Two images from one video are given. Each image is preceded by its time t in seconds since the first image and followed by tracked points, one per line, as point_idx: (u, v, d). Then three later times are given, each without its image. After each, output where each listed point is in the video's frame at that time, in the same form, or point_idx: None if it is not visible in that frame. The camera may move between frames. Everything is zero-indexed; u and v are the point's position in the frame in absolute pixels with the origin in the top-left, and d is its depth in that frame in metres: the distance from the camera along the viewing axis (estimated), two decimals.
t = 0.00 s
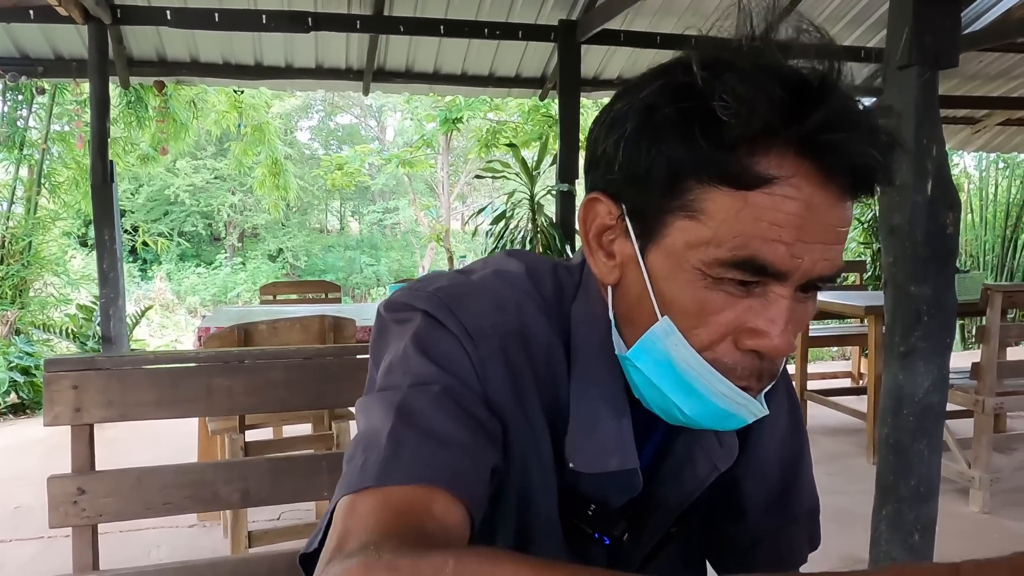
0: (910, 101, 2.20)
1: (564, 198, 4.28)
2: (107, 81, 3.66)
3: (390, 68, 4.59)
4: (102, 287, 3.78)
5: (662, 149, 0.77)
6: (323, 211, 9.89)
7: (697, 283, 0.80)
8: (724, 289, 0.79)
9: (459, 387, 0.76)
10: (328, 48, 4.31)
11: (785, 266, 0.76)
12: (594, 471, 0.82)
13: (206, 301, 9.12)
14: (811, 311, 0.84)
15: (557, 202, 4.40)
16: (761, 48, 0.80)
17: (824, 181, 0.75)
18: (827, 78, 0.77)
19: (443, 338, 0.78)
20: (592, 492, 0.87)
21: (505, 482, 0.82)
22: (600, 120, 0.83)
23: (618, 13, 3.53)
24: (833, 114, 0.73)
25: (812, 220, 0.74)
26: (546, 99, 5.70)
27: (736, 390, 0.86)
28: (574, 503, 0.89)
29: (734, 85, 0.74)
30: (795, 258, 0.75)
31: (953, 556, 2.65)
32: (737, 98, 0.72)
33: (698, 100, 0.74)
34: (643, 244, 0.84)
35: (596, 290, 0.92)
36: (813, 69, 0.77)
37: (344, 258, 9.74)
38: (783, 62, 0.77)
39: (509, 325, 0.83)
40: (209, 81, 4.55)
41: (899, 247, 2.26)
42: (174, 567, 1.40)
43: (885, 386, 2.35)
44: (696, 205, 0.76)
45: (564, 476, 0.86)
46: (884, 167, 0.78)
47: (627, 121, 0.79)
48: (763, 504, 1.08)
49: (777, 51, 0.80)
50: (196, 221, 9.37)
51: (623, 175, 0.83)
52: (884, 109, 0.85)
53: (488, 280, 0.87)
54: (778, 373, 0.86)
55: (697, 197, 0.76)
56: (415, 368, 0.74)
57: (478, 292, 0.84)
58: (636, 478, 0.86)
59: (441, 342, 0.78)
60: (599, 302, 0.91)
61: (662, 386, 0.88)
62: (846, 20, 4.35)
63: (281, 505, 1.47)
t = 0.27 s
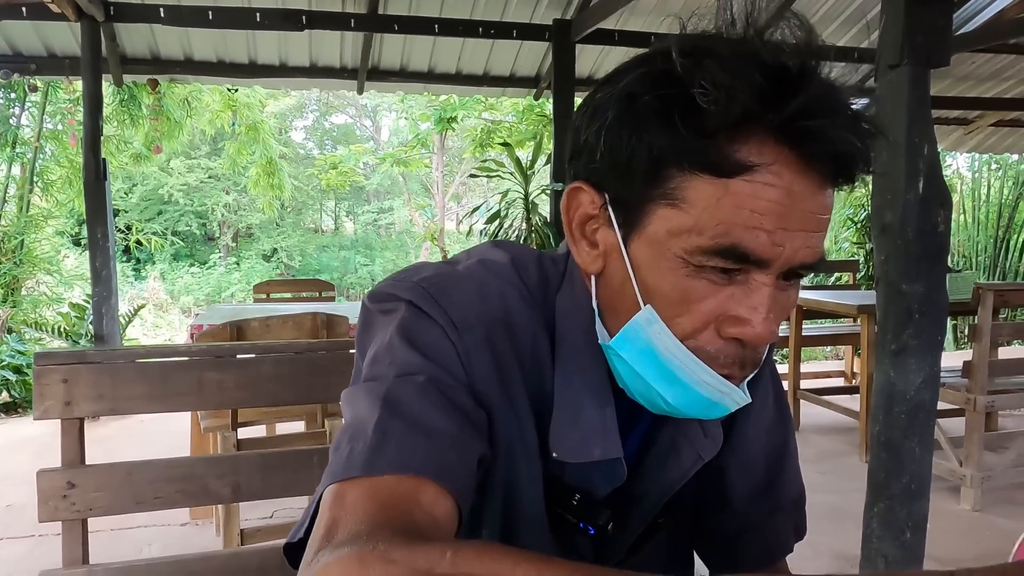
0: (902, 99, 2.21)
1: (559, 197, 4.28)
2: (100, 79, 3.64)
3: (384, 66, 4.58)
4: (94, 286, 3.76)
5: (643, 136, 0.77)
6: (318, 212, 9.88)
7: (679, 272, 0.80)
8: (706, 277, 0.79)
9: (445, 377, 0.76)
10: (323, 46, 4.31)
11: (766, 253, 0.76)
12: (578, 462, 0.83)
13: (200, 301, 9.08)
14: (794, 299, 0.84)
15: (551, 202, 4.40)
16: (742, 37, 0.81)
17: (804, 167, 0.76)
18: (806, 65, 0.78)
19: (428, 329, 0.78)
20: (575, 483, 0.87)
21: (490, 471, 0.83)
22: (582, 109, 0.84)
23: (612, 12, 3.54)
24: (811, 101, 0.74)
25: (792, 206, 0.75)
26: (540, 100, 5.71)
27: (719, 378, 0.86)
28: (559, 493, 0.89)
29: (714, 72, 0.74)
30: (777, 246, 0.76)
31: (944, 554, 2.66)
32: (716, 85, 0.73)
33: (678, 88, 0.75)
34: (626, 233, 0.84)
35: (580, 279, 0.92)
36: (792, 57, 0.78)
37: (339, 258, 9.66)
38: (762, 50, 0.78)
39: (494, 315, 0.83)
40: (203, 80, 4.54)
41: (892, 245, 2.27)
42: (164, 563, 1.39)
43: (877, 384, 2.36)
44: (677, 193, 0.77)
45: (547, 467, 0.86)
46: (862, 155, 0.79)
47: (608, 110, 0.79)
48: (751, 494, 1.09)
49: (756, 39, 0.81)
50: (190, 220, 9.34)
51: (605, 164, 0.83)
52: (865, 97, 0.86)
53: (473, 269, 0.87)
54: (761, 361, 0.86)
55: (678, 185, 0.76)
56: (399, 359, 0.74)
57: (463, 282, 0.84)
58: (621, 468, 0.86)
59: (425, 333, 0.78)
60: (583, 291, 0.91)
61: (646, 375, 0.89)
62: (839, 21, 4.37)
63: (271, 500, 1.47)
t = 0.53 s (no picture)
0: (894, 96, 2.22)
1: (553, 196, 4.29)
2: (93, 75, 3.63)
3: (379, 64, 4.58)
4: (87, 283, 3.74)
5: (632, 122, 0.78)
6: (313, 210, 9.86)
7: (667, 259, 0.80)
8: (694, 264, 0.79)
9: (440, 360, 0.76)
10: (318, 44, 4.30)
11: (754, 240, 0.76)
12: (567, 450, 0.83)
13: (193, 299, 9.05)
14: (781, 287, 0.85)
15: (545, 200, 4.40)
16: (731, 26, 0.81)
17: (790, 154, 0.76)
18: (792, 54, 0.78)
19: (422, 313, 0.78)
20: (564, 470, 0.87)
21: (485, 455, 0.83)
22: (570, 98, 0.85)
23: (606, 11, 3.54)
24: (798, 87, 0.75)
25: (779, 193, 0.75)
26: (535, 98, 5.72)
27: (706, 366, 0.87)
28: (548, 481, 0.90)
29: (701, 59, 0.75)
30: (764, 233, 0.76)
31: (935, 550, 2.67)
32: (704, 72, 0.73)
33: (666, 75, 0.75)
34: (614, 221, 0.85)
35: (570, 268, 0.93)
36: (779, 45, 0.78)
37: (333, 257, 9.66)
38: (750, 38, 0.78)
39: (485, 301, 0.84)
40: (197, 76, 4.53)
41: (882, 242, 2.28)
42: (155, 557, 1.41)
43: (868, 380, 2.37)
44: (664, 180, 0.77)
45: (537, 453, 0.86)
46: (848, 142, 0.80)
47: (596, 98, 0.80)
48: (739, 483, 1.09)
49: (743, 28, 0.81)
50: (184, 218, 9.30)
51: (594, 152, 0.84)
52: (852, 86, 0.86)
53: (462, 257, 0.88)
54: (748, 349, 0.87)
55: (665, 172, 0.77)
56: (395, 342, 0.74)
57: (453, 269, 0.85)
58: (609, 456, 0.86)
59: (418, 318, 0.78)
60: (571, 279, 0.92)
61: (634, 364, 0.89)
62: (832, 21, 4.39)
63: (263, 492, 1.47)
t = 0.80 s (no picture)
0: (887, 99, 2.24)
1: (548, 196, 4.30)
2: (88, 74, 3.63)
3: (374, 64, 4.58)
4: (82, 281, 3.74)
5: (628, 128, 0.79)
6: (308, 210, 9.86)
7: (662, 262, 0.82)
8: (688, 267, 0.80)
9: (451, 357, 0.77)
10: (314, 44, 4.30)
11: (746, 244, 0.77)
12: (562, 449, 0.84)
13: (188, 298, 9.02)
14: (773, 290, 0.86)
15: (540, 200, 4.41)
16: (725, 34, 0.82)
17: (784, 159, 0.77)
18: (786, 62, 0.79)
19: (430, 312, 0.79)
20: (561, 470, 0.88)
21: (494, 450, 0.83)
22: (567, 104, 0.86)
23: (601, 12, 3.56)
24: (792, 95, 0.76)
25: (772, 198, 0.76)
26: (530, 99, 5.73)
27: (699, 368, 0.88)
28: (544, 481, 0.91)
29: (696, 66, 0.76)
30: (757, 237, 0.77)
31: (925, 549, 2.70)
32: (699, 78, 0.74)
33: (661, 82, 0.76)
34: (609, 224, 0.86)
35: (566, 271, 0.94)
36: (772, 54, 0.79)
37: (328, 256, 9.66)
38: (744, 45, 0.79)
39: (489, 300, 0.85)
40: (192, 75, 4.52)
41: (875, 244, 2.30)
42: (152, 555, 1.42)
43: (861, 380, 2.39)
44: (659, 185, 0.78)
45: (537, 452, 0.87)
46: (840, 149, 0.81)
47: (593, 104, 0.81)
48: (730, 481, 1.11)
49: (738, 35, 0.82)
50: (179, 217, 9.27)
51: (590, 157, 0.85)
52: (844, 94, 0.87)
53: (464, 257, 0.89)
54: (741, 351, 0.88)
55: (660, 177, 0.78)
56: (407, 339, 0.75)
57: (456, 269, 0.86)
58: (604, 455, 0.88)
59: (426, 316, 0.79)
60: (567, 281, 0.93)
61: (628, 364, 0.91)
62: (826, 23, 4.41)
63: (258, 491, 1.48)
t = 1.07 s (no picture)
0: (883, 98, 2.25)
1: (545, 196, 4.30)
2: (82, 71, 3.62)
3: (371, 63, 4.58)
4: (77, 280, 3.72)
5: (635, 117, 0.79)
6: (304, 209, 9.83)
7: (666, 253, 0.81)
8: (693, 258, 0.80)
9: (440, 346, 0.76)
10: (309, 42, 4.30)
11: (752, 235, 0.77)
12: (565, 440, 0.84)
13: (183, 297, 8.98)
14: (778, 282, 0.86)
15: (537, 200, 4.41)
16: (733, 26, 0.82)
17: (789, 153, 0.77)
18: (793, 55, 0.79)
19: (423, 300, 0.79)
20: (560, 461, 0.88)
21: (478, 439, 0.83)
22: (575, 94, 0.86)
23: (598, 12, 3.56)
24: (798, 87, 0.76)
25: (778, 189, 0.76)
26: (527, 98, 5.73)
27: (702, 360, 0.88)
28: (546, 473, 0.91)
29: (704, 57, 0.76)
30: (762, 229, 0.77)
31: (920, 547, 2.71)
32: (706, 69, 0.74)
33: (668, 72, 0.76)
34: (614, 215, 0.86)
35: (570, 263, 0.94)
36: (780, 47, 0.79)
37: (324, 255, 9.66)
38: (751, 38, 0.79)
39: (487, 292, 0.85)
40: (188, 73, 4.50)
41: (870, 242, 2.30)
42: (147, 552, 1.41)
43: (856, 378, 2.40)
44: (665, 175, 0.78)
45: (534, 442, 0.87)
46: (846, 143, 0.80)
47: (600, 94, 0.81)
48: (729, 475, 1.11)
49: (746, 29, 0.82)
50: (174, 216, 9.25)
51: (596, 148, 0.85)
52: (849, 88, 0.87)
53: (463, 248, 0.88)
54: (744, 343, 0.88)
55: (666, 167, 0.78)
56: (397, 326, 0.75)
57: (455, 259, 0.85)
58: (606, 447, 0.88)
59: (419, 304, 0.78)
60: (571, 273, 0.93)
61: (633, 356, 0.90)
62: (823, 23, 4.41)
63: (254, 488, 1.47)
